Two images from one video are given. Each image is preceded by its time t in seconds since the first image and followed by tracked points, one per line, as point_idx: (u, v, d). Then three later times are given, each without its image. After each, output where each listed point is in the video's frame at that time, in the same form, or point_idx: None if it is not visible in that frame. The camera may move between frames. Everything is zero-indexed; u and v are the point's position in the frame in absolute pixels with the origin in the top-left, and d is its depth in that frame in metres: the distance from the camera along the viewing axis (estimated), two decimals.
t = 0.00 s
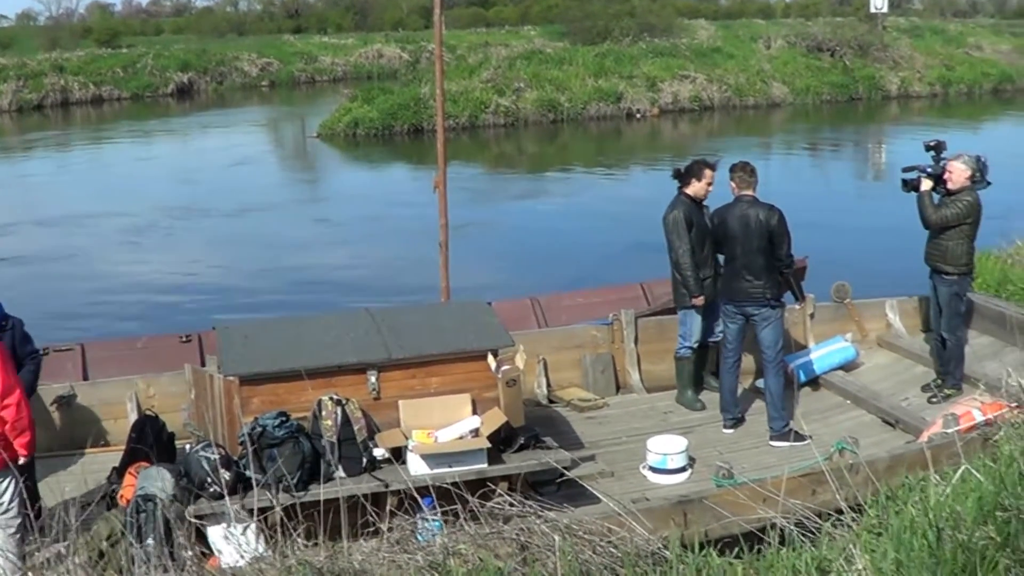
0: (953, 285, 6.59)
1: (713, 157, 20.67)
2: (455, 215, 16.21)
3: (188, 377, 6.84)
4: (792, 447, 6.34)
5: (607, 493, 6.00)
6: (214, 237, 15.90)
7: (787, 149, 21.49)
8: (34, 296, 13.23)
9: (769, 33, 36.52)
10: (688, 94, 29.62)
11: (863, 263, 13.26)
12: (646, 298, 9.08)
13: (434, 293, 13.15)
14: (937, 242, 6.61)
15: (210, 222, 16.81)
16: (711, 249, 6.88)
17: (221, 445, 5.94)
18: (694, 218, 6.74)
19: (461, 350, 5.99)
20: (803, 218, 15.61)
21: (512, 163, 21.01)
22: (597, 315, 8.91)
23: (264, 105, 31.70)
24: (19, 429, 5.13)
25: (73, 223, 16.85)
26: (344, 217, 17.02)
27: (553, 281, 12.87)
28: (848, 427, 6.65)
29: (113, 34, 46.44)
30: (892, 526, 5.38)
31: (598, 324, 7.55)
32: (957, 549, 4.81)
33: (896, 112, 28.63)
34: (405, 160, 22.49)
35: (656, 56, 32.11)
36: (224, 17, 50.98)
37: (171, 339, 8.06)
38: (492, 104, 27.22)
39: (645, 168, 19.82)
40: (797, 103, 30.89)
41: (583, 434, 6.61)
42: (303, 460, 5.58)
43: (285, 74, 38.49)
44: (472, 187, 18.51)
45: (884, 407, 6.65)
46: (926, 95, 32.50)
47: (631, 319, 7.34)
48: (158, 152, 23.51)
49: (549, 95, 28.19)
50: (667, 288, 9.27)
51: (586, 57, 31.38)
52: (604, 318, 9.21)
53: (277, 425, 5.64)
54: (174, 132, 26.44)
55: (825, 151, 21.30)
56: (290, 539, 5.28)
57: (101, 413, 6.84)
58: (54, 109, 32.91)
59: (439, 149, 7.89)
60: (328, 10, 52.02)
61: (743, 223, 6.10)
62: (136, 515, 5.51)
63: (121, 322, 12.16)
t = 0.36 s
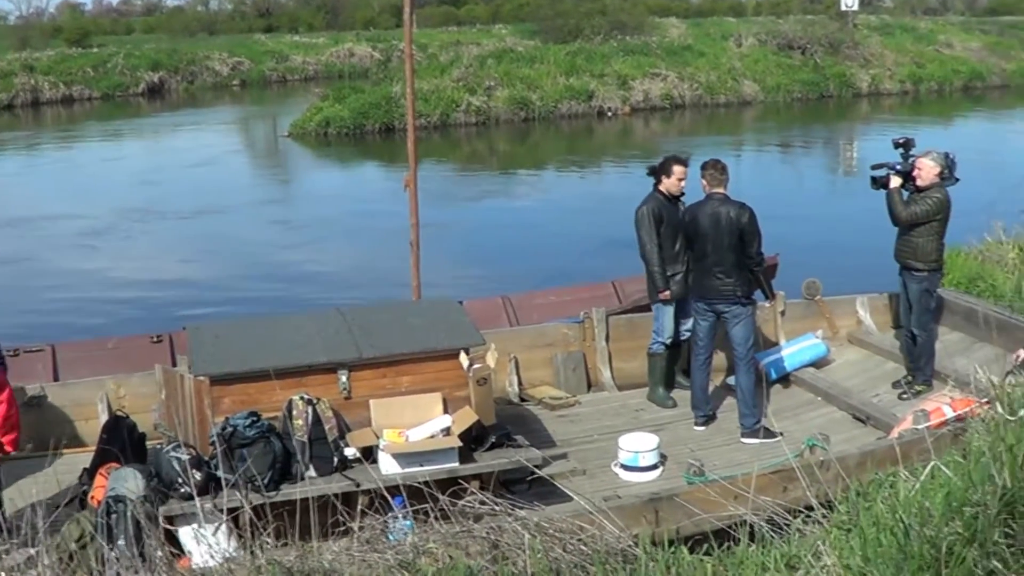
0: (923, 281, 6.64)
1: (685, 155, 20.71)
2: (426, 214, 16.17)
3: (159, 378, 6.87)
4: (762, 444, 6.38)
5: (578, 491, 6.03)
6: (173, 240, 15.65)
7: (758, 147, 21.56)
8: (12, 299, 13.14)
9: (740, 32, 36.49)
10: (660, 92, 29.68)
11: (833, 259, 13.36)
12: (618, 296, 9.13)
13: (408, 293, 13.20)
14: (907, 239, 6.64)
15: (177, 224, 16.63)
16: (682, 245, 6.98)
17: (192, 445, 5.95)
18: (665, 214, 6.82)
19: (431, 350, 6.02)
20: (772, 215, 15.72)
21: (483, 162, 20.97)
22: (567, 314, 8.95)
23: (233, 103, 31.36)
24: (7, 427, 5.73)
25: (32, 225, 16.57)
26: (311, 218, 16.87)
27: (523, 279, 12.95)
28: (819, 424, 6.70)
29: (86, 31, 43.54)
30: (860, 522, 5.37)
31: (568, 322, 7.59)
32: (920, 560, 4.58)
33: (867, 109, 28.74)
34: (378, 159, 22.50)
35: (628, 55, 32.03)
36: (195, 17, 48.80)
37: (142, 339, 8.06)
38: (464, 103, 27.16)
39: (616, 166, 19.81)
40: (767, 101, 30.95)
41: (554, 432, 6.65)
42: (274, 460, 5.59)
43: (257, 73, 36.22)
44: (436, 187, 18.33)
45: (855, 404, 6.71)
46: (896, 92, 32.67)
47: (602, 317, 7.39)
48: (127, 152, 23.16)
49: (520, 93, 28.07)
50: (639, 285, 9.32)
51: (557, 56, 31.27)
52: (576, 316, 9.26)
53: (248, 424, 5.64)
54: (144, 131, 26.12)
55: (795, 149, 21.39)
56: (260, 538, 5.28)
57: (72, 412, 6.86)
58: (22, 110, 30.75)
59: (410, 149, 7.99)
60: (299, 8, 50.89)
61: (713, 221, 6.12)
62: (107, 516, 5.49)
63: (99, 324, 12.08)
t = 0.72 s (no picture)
0: (898, 279, 6.67)
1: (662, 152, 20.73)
2: (404, 213, 16.17)
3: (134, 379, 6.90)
4: (737, 441, 6.41)
5: (554, 490, 6.06)
6: (141, 242, 15.57)
7: (734, 144, 21.63)
8: None
9: (716, 29, 36.52)
10: (635, 90, 29.66)
11: (810, 257, 13.44)
12: (594, 294, 9.20)
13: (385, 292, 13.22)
14: (882, 236, 6.67)
15: (150, 224, 16.54)
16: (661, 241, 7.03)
17: (167, 445, 5.94)
18: (644, 210, 6.91)
19: (408, 349, 6.03)
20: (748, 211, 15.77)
21: (459, 161, 20.96)
22: (544, 311, 8.98)
23: (209, 103, 31.18)
24: None
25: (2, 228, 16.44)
26: (288, 218, 16.82)
27: (494, 278, 12.97)
28: (795, 421, 6.74)
29: (61, 31, 42.58)
30: (834, 518, 5.38)
31: (544, 320, 7.62)
32: (894, 555, 4.51)
33: (842, 106, 28.84)
34: (354, 158, 22.47)
35: (603, 53, 32.01)
36: (170, 16, 48.13)
37: (117, 340, 8.08)
38: (439, 102, 27.18)
39: (593, 164, 19.83)
40: (744, 99, 31.02)
41: (530, 430, 6.68)
42: (250, 460, 5.59)
43: (233, 73, 36.05)
44: (409, 186, 18.30)
45: (831, 401, 6.75)
46: (872, 89, 32.77)
47: (578, 315, 7.43)
48: (100, 152, 22.98)
49: (496, 92, 28.05)
50: (615, 284, 9.38)
51: (532, 55, 31.25)
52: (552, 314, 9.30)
53: (224, 424, 5.64)
54: (119, 131, 25.96)
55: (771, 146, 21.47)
56: (236, 538, 5.28)
57: (47, 414, 6.87)
58: None
59: (385, 149, 8.06)
60: (276, 8, 50.20)
61: (687, 219, 6.14)
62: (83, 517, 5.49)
63: (77, 326, 12.03)
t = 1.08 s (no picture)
0: (879, 273, 6.70)
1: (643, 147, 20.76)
2: (385, 207, 16.14)
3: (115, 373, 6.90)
4: (717, 435, 6.44)
5: (534, 482, 6.07)
6: (117, 238, 15.50)
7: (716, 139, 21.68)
8: None
9: (696, 24, 36.53)
10: (616, 85, 29.69)
11: (790, 251, 13.49)
12: (575, 289, 9.25)
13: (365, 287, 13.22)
14: (864, 231, 6.69)
15: (128, 220, 16.46)
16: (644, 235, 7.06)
17: (148, 439, 5.93)
18: (628, 203, 6.95)
19: (389, 343, 6.04)
20: (730, 207, 15.81)
21: (441, 156, 20.95)
22: (524, 306, 9.02)
23: (190, 98, 31.04)
24: None
25: None
26: (268, 213, 16.77)
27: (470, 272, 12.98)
28: (775, 414, 6.77)
29: (41, 25, 42.20)
30: (813, 511, 5.38)
31: (525, 315, 7.65)
32: (872, 548, 4.43)
33: (823, 101, 28.92)
34: (335, 152, 22.45)
35: (584, 47, 32.01)
36: (150, 11, 47.83)
37: (98, 335, 8.09)
38: (420, 96, 27.18)
39: (574, 159, 19.86)
40: (724, 93, 31.09)
41: (511, 424, 6.70)
42: (231, 454, 5.58)
43: (213, 67, 35.90)
44: (389, 181, 18.28)
45: (811, 394, 6.78)
46: (852, 84, 32.89)
47: (559, 310, 7.47)
48: (78, 147, 22.84)
49: (477, 86, 28.05)
50: (596, 279, 9.43)
51: (513, 49, 31.22)
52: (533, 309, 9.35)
53: (205, 418, 5.61)
54: (99, 126, 25.82)
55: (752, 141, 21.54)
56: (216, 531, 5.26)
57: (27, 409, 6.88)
58: None
59: (366, 143, 8.08)
60: (256, 3, 49.93)
61: (665, 213, 6.16)
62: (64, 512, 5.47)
63: (59, 322, 11.98)
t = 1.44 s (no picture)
0: (864, 267, 6.72)
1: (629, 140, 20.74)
2: (371, 200, 16.12)
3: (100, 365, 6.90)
4: (702, 427, 6.45)
5: (520, 474, 6.08)
6: (102, 230, 15.48)
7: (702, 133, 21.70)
8: None
9: (683, 18, 36.50)
10: (602, 78, 29.70)
11: (775, 244, 13.53)
12: (561, 282, 9.28)
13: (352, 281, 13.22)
14: (849, 224, 6.71)
15: (106, 214, 16.36)
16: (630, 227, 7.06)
17: (134, 431, 5.92)
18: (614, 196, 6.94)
19: (375, 335, 6.04)
20: (717, 200, 15.83)
21: (426, 149, 20.92)
22: (509, 298, 9.04)
23: (175, 90, 30.92)
24: None
25: None
26: (252, 207, 16.74)
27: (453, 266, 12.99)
28: (760, 407, 6.79)
29: (26, 17, 41.98)
30: (797, 502, 5.38)
31: (511, 307, 7.66)
32: (857, 538, 4.42)
33: (809, 95, 28.97)
34: (320, 145, 22.40)
35: (570, 41, 31.98)
36: (135, 3, 47.57)
37: (84, 327, 8.08)
38: (405, 88, 27.15)
39: (560, 152, 19.86)
40: (709, 87, 31.13)
41: (497, 416, 6.72)
42: (217, 446, 5.57)
43: (199, 59, 35.75)
44: (375, 174, 18.25)
45: (796, 387, 6.80)
46: (838, 78, 32.97)
47: (544, 302, 7.49)
48: (63, 140, 22.75)
49: (463, 79, 28.04)
50: (581, 272, 9.45)
51: (498, 42, 31.18)
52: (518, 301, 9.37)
53: (191, 410, 5.61)
54: (84, 118, 25.71)
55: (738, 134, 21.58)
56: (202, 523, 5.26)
57: (13, 400, 6.87)
58: None
59: (351, 136, 8.08)
60: None
61: (650, 207, 6.17)
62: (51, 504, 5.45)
63: (45, 315, 11.94)
